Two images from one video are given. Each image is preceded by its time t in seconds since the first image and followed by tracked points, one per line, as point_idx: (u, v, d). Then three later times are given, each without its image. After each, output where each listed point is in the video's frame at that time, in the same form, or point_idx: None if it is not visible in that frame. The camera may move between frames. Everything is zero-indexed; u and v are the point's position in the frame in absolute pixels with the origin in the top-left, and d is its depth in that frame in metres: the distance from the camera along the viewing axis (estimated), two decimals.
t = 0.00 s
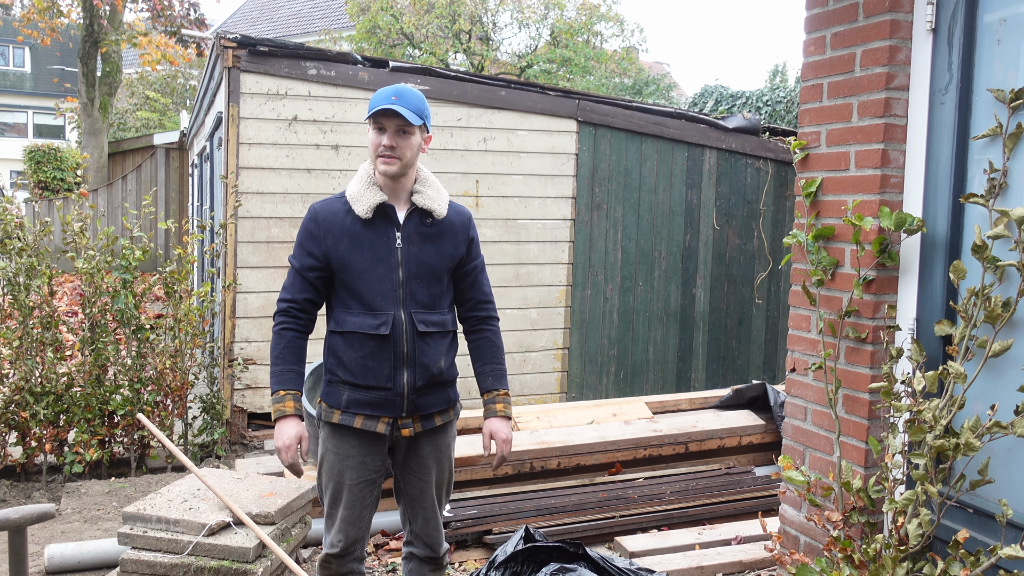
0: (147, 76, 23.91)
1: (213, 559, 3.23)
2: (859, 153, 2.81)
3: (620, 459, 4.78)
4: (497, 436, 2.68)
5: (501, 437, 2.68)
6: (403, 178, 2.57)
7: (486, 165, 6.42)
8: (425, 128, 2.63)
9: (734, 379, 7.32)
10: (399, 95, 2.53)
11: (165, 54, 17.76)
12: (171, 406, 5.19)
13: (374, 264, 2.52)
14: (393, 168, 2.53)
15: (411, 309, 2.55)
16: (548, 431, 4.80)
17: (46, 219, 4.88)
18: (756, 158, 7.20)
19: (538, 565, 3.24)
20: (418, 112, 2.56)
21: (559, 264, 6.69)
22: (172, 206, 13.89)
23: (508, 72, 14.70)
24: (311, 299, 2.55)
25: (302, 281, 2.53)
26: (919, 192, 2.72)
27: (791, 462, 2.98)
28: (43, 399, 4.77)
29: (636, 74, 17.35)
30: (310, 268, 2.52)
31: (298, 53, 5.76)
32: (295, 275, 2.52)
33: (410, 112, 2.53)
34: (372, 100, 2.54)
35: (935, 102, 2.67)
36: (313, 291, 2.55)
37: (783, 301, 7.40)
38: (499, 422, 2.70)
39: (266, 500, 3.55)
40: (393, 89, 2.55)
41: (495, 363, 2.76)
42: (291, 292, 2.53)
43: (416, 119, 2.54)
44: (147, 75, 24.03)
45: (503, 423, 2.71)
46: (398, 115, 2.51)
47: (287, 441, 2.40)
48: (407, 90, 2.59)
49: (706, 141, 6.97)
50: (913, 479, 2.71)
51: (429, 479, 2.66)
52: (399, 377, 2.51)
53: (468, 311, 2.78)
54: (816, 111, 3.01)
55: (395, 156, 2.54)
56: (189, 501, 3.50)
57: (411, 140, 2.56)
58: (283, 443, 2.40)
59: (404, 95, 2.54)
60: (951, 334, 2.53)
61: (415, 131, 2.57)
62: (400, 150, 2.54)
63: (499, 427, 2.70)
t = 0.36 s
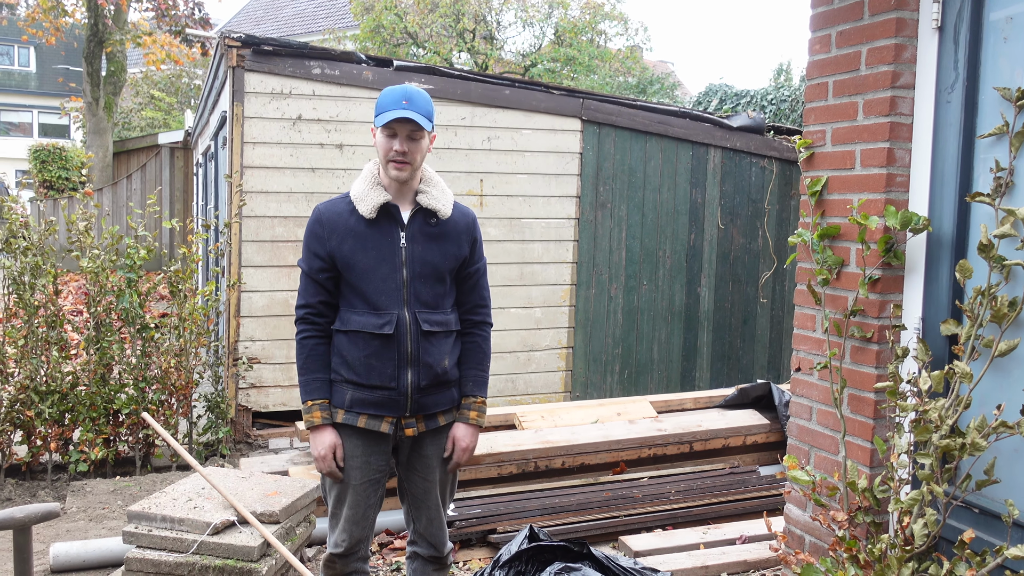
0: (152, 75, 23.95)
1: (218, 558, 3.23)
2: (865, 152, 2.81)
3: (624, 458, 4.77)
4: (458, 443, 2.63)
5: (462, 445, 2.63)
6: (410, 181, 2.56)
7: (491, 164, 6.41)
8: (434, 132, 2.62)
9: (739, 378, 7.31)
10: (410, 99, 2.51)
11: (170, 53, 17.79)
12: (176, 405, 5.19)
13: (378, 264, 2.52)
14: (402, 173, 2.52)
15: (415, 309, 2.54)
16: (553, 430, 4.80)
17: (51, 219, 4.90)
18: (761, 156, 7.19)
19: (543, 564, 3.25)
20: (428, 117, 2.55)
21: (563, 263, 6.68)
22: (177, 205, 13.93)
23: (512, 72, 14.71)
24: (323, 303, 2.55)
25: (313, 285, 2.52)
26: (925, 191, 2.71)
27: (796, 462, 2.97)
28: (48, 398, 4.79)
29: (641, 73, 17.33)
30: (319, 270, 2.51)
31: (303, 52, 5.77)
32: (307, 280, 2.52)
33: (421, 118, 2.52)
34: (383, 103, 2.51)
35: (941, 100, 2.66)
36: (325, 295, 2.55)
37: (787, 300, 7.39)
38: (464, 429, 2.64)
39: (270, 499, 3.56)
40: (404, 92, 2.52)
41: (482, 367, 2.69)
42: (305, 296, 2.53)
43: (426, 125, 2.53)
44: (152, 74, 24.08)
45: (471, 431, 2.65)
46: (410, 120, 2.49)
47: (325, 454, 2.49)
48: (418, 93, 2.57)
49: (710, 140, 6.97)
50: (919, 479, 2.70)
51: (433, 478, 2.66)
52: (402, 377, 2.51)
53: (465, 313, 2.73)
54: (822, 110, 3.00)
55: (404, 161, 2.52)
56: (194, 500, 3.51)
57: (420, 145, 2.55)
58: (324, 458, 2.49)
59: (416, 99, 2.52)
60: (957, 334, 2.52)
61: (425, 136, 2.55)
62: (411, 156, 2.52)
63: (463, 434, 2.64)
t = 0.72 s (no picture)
0: (155, 75, 23.98)
1: (220, 556, 3.23)
2: (865, 149, 2.80)
3: (625, 457, 4.77)
4: (480, 427, 2.63)
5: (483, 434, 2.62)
6: (419, 182, 2.55)
7: (492, 163, 6.41)
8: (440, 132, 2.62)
9: (741, 377, 7.30)
10: (424, 101, 2.52)
11: (172, 53, 17.81)
12: (178, 404, 5.20)
13: (381, 263, 2.52)
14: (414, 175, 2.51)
15: (418, 308, 2.55)
16: (554, 428, 4.80)
17: (53, 218, 4.91)
18: (763, 155, 7.18)
19: (544, 562, 3.26)
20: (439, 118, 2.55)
21: (565, 262, 6.68)
22: (180, 204, 13.95)
23: (514, 70, 14.71)
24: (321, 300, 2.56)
25: (310, 282, 2.54)
26: (925, 188, 2.71)
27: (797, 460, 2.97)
28: (51, 397, 4.80)
29: (642, 71, 17.32)
30: (317, 268, 2.52)
31: (304, 51, 5.77)
32: (304, 277, 2.54)
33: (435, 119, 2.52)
34: (397, 100, 2.49)
35: (942, 97, 2.65)
36: (321, 292, 2.56)
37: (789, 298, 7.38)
38: (484, 413, 2.64)
39: (272, 498, 3.56)
40: (418, 92, 2.52)
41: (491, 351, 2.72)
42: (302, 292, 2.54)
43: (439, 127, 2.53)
44: (154, 74, 24.12)
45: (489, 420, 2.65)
46: (427, 120, 2.48)
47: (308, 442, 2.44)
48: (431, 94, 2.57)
49: (712, 138, 6.96)
50: (919, 476, 2.69)
51: (435, 475, 2.66)
52: (405, 376, 2.52)
53: (469, 309, 2.76)
54: (822, 107, 2.99)
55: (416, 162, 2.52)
56: (196, 498, 3.51)
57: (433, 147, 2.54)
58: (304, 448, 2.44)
59: (430, 101, 2.52)
60: (958, 331, 2.52)
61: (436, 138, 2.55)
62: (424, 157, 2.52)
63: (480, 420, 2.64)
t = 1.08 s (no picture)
0: (148, 62, 23.81)
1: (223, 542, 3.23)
2: (864, 129, 2.78)
3: (625, 439, 4.78)
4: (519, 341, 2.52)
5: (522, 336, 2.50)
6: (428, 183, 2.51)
7: (489, 147, 6.39)
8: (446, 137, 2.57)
9: (741, 359, 7.31)
10: (425, 110, 2.46)
11: (166, 40, 17.69)
12: (177, 391, 5.19)
13: (396, 253, 2.52)
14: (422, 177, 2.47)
15: (431, 298, 2.53)
16: (554, 412, 4.81)
17: (49, 207, 4.89)
18: (761, 136, 7.15)
19: (545, 545, 3.31)
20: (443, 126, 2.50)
21: (563, 246, 6.67)
22: (176, 191, 13.91)
23: (510, 54, 14.61)
24: (329, 282, 2.60)
25: (320, 265, 2.55)
26: (924, 167, 2.69)
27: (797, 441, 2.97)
28: (50, 386, 4.79)
29: (639, 54, 17.22)
30: (328, 252, 2.53)
31: (298, 36, 5.73)
32: (315, 258, 2.54)
33: (438, 127, 2.47)
34: (397, 111, 2.45)
35: (940, 75, 2.63)
36: (331, 275, 2.59)
37: (788, 280, 7.38)
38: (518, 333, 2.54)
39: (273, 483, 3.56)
40: (418, 101, 2.47)
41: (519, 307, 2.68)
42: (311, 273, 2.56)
43: (444, 133, 2.48)
44: (148, 61, 23.97)
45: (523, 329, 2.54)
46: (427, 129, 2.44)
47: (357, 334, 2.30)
48: (433, 99, 2.51)
49: (710, 120, 6.93)
50: (919, 455, 2.70)
51: (446, 459, 2.66)
52: (419, 365, 2.51)
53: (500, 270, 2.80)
54: (820, 87, 2.97)
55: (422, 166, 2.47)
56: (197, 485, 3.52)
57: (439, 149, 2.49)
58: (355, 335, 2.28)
59: (431, 110, 2.47)
60: (957, 311, 2.52)
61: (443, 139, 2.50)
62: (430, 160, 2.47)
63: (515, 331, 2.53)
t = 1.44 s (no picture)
0: (149, 59, 23.79)
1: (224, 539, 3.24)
2: (864, 126, 2.78)
3: (625, 437, 4.78)
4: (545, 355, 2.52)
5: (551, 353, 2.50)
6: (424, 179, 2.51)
7: (490, 144, 6.39)
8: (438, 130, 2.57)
9: (741, 356, 7.31)
10: (411, 106, 2.47)
11: (167, 36, 17.69)
12: (178, 388, 5.20)
13: (397, 251, 2.53)
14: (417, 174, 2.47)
15: (434, 295, 2.54)
16: (555, 409, 4.81)
17: (50, 203, 4.89)
18: (762, 134, 7.14)
19: (545, 542, 3.33)
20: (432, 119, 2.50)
21: (564, 243, 6.67)
22: (177, 188, 13.92)
23: (511, 51, 14.57)
24: (331, 281, 2.60)
25: (321, 265, 2.57)
26: (925, 164, 2.69)
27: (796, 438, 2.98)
28: (51, 382, 4.80)
29: (640, 51, 17.22)
30: (329, 252, 2.56)
31: (299, 32, 5.72)
32: (316, 258, 2.56)
33: (424, 121, 2.47)
34: (383, 111, 2.47)
35: (941, 73, 2.63)
36: (332, 274, 2.60)
37: (789, 277, 7.37)
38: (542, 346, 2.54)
39: (274, 480, 3.57)
40: (404, 98, 2.48)
41: (540, 314, 2.65)
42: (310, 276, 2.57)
43: (432, 128, 2.48)
44: (150, 58, 23.96)
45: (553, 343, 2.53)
46: (414, 125, 2.44)
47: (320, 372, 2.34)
48: (420, 96, 2.52)
49: (711, 117, 6.93)
50: (919, 452, 2.70)
51: (450, 455, 2.66)
52: (423, 362, 2.51)
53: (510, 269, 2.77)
54: (821, 85, 2.97)
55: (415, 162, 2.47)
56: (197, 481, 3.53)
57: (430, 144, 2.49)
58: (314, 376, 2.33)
59: (416, 106, 2.48)
60: (958, 308, 2.52)
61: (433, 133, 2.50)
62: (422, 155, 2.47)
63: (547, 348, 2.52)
